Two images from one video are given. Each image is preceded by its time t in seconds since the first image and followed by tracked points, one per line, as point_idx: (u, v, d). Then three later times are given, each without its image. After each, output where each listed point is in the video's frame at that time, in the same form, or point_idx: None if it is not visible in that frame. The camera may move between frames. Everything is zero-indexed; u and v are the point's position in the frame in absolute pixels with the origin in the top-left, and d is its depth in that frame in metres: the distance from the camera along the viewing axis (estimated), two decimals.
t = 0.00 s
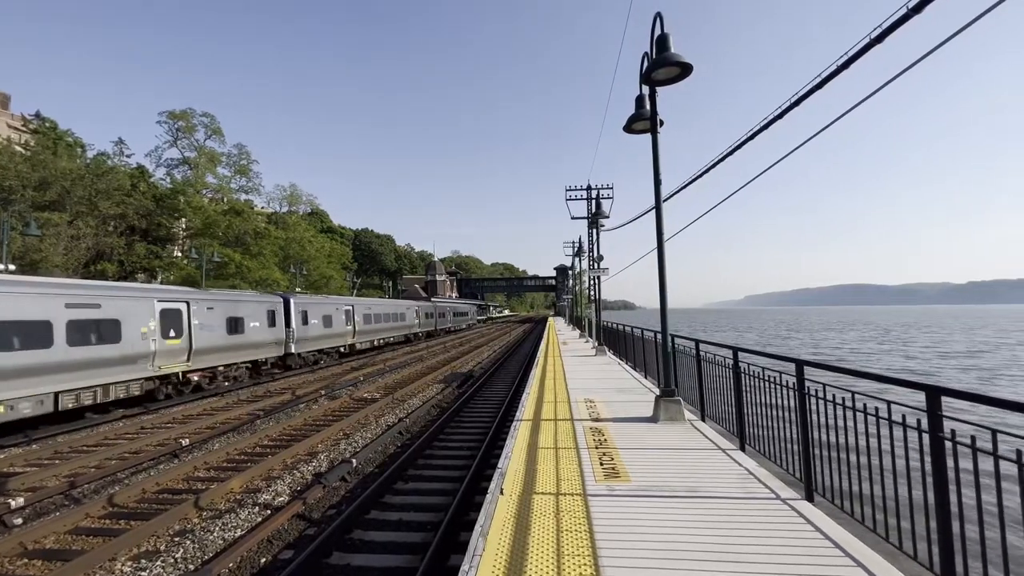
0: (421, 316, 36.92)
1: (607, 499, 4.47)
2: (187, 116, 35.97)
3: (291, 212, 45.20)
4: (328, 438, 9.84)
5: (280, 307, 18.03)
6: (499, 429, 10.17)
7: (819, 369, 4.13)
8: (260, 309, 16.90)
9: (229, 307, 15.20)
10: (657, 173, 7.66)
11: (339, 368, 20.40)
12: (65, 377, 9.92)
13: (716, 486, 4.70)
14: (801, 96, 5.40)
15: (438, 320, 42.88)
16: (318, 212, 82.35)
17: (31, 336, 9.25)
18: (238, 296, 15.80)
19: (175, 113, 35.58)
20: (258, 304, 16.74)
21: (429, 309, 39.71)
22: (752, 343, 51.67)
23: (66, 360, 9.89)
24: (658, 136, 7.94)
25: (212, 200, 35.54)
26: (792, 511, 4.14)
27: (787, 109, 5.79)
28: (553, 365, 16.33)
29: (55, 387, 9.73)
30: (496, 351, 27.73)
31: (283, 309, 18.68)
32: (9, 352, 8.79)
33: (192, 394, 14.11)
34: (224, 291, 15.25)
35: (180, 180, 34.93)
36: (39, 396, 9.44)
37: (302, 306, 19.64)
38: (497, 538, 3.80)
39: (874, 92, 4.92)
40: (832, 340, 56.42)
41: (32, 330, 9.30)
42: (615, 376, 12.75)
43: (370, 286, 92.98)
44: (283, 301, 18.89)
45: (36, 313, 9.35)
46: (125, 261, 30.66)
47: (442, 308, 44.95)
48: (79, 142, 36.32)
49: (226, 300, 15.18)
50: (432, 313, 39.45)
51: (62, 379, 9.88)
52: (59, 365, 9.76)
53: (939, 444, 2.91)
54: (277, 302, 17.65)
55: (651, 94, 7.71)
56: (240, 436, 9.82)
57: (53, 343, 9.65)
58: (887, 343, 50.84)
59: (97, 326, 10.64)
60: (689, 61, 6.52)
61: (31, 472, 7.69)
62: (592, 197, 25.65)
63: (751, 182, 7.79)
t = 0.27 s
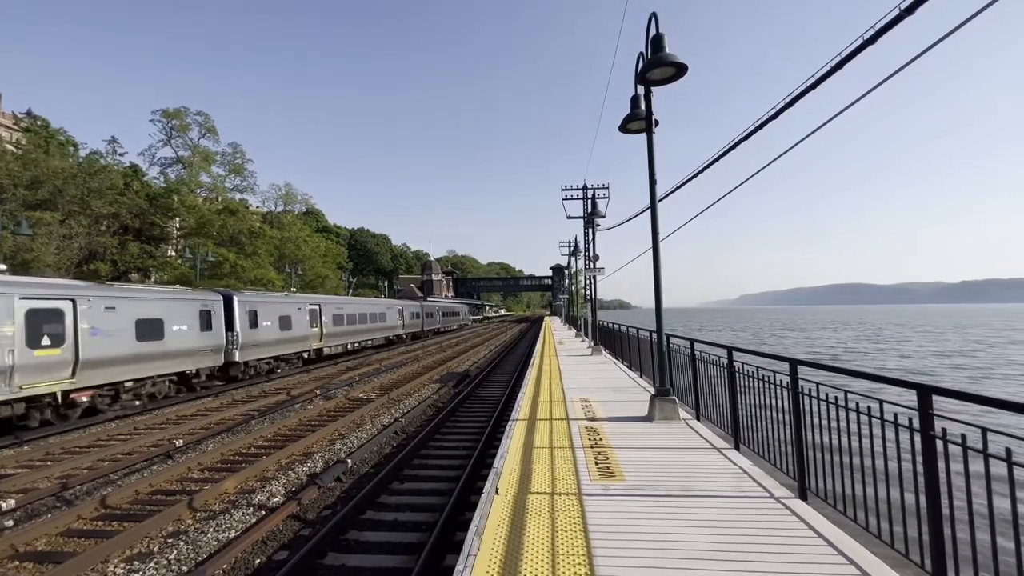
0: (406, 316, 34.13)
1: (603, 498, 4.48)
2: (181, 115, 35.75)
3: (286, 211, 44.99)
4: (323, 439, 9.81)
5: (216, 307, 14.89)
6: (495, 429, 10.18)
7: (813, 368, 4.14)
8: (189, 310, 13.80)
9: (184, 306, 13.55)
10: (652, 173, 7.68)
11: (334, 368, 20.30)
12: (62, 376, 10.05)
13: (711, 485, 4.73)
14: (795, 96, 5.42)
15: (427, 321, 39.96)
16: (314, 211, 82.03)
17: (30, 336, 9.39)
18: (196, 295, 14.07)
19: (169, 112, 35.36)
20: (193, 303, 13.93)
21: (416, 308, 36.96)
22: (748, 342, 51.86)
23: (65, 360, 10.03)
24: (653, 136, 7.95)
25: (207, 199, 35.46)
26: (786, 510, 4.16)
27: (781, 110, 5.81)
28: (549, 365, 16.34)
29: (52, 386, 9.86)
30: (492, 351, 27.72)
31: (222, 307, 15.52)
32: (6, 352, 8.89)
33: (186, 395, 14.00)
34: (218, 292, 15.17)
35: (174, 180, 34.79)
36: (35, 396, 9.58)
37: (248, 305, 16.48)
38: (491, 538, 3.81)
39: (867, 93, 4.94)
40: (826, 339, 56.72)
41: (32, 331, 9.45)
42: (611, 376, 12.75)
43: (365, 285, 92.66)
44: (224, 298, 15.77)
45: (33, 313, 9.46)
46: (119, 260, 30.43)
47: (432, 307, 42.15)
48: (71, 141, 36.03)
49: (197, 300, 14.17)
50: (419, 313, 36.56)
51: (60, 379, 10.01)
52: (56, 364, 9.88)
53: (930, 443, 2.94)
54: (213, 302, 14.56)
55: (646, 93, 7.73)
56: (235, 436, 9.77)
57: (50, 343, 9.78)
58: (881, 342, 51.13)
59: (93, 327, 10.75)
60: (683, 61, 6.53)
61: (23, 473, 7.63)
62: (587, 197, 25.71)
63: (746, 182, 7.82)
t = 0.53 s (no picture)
0: (389, 316, 31.09)
1: (599, 498, 4.49)
2: (178, 113, 35.58)
3: (283, 210, 44.84)
4: (321, 438, 9.80)
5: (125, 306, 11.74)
6: (493, 428, 10.18)
7: (809, 368, 4.15)
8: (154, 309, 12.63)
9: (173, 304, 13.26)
10: (649, 173, 7.68)
11: (332, 367, 20.25)
12: (41, 378, 9.74)
13: (706, 484, 4.74)
14: (792, 96, 5.43)
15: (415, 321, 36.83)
16: (312, 210, 81.76)
17: None
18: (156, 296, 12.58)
19: (166, 110, 35.18)
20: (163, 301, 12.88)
21: (401, 307, 33.90)
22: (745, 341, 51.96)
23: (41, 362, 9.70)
24: (651, 135, 7.95)
25: (204, 198, 35.37)
26: (782, 509, 4.16)
27: (778, 110, 5.82)
28: (547, 364, 16.35)
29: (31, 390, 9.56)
30: (490, 350, 27.70)
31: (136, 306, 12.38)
32: None
33: (183, 394, 13.95)
34: (206, 290, 14.69)
35: (171, 178, 34.70)
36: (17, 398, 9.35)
37: (174, 303, 13.30)
38: (488, 538, 3.81)
39: (862, 93, 4.95)
40: (823, 339, 56.90)
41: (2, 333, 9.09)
42: (609, 376, 12.74)
43: (364, 284, 92.49)
44: (140, 294, 12.58)
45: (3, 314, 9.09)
46: (115, 259, 30.30)
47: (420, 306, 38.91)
48: (68, 139, 35.84)
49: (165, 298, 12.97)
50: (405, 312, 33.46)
51: (39, 381, 9.71)
52: (32, 366, 9.55)
53: (925, 443, 2.94)
54: (120, 300, 11.45)
55: (643, 93, 7.72)
56: (232, 436, 9.76)
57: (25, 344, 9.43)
58: (879, 342, 51.24)
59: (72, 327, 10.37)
60: (681, 61, 6.53)
61: (19, 473, 7.61)
62: (586, 196, 25.72)
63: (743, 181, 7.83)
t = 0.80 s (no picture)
0: (374, 314, 28.12)
1: (599, 495, 4.50)
2: (180, 109, 35.60)
3: (286, 207, 44.91)
4: (322, 435, 9.84)
5: None
6: (494, 425, 10.21)
7: (809, 367, 4.15)
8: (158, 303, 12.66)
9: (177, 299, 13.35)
10: (651, 170, 7.66)
11: (333, 364, 20.31)
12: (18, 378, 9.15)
13: (706, 482, 4.75)
14: (794, 93, 5.41)
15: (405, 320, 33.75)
16: (314, 207, 81.87)
17: None
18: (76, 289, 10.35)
19: (168, 106, 35.23)
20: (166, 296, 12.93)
21: (390, 305, 31.00)
22: (747, 340, 51.88)
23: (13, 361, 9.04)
24: (653, 133, 7.93)
25: (206, 195, 35.46)
26: (782, 508, 4.17)
27: (780, 108, 5.81)
28: (548, 362, 16.37)
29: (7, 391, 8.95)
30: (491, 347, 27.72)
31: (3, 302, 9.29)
32: None
33: (186, 391, 14.00)
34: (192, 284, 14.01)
35: (173, 175, 34.79)
36: None
37: (62, 299, 10.13)
38: (488, 534, 3.83)
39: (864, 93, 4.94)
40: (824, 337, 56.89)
41: None
42: (609, 373, 12.78)
43: (365, 282, 92.61)
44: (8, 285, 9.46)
45: None
46: (118, 255, 30.38)
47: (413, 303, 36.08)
48: (71, 136, 35.90)
49: (147, 293, 12.27)
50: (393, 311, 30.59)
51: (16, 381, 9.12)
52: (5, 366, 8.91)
53: (924, 442, 2.95)
54: None
55: (646, 91, 7.70)
56: (234, 432, 9.80)
57: None
58: (881, 341, 51.10)
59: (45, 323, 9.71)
60: (683, 59, 6.51)
61: (23, 468, 7.66)
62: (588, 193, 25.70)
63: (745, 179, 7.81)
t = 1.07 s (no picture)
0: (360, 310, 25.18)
1: (604, 492, 4.50)
2: (190, 105, 35.85)
3: (293, 203, 45.13)
4: (329, 429, 9.92)
5: None
6: (500, 421, 10.25)
7: (817, 365, 4.13)
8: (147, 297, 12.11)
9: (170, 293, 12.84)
10: (659, 167, 7.62)
11: (340, 359, 20.47)
12: None
13: (711, 480, 4.74)
14: (805, 90, 5.33)
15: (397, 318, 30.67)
16: (321, 202, 82.25)
17: None
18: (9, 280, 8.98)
19: (178, 102, 35.48)
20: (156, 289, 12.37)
21: (381, 300, 28.05)
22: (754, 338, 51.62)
23: None
24: (661, 129, 7.87)
25: (215, 190, 35.80)
26: (788, 507, 4.15)
27: (790, 104, 5.72)
28: (554, 358, 16.38)
29: None
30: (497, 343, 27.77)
31: None
32: None
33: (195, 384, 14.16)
34: (190, 279, 13.74)
35: (183, 171, 35.11)
36: None
37: None
38: (493, 529, 3.85)
39: (878, 87, 4.83)
40: (833, 336, 56.36)
41: None
42: (615, 371, 12.75)
43: (372, 277, 93.05)
44: None
45: None
46: (129, 250, 30.72)
47: (407, 299, 32.97)
48: (83, 131, 36.28)
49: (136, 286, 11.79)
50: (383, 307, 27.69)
51: None
52: None
53: (934, 442, 2.92)
54: None
55: (654, 86, 7.65)
56: (242, 425, 9.90)
57: None
58: (890, 340, 50.66)
59: (33, 318, 9.38)
60: (692, 54, 6.45)
61: (36, 458, 7.79)
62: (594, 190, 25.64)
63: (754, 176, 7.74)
